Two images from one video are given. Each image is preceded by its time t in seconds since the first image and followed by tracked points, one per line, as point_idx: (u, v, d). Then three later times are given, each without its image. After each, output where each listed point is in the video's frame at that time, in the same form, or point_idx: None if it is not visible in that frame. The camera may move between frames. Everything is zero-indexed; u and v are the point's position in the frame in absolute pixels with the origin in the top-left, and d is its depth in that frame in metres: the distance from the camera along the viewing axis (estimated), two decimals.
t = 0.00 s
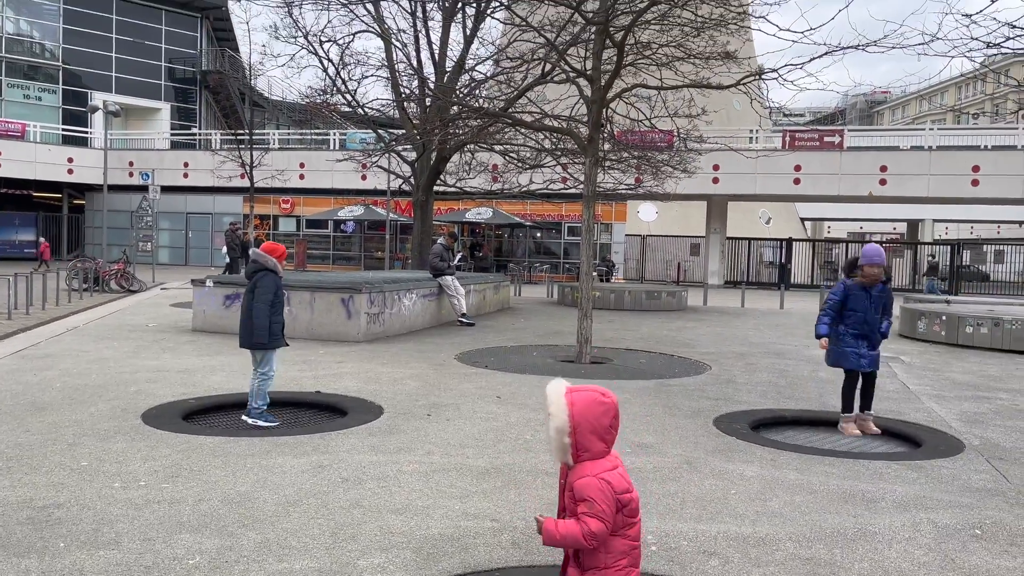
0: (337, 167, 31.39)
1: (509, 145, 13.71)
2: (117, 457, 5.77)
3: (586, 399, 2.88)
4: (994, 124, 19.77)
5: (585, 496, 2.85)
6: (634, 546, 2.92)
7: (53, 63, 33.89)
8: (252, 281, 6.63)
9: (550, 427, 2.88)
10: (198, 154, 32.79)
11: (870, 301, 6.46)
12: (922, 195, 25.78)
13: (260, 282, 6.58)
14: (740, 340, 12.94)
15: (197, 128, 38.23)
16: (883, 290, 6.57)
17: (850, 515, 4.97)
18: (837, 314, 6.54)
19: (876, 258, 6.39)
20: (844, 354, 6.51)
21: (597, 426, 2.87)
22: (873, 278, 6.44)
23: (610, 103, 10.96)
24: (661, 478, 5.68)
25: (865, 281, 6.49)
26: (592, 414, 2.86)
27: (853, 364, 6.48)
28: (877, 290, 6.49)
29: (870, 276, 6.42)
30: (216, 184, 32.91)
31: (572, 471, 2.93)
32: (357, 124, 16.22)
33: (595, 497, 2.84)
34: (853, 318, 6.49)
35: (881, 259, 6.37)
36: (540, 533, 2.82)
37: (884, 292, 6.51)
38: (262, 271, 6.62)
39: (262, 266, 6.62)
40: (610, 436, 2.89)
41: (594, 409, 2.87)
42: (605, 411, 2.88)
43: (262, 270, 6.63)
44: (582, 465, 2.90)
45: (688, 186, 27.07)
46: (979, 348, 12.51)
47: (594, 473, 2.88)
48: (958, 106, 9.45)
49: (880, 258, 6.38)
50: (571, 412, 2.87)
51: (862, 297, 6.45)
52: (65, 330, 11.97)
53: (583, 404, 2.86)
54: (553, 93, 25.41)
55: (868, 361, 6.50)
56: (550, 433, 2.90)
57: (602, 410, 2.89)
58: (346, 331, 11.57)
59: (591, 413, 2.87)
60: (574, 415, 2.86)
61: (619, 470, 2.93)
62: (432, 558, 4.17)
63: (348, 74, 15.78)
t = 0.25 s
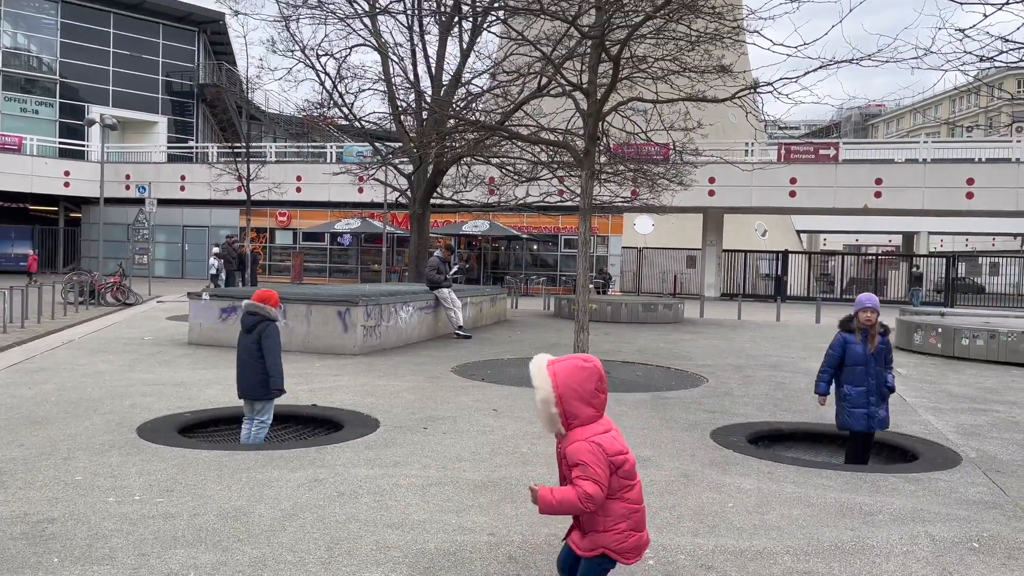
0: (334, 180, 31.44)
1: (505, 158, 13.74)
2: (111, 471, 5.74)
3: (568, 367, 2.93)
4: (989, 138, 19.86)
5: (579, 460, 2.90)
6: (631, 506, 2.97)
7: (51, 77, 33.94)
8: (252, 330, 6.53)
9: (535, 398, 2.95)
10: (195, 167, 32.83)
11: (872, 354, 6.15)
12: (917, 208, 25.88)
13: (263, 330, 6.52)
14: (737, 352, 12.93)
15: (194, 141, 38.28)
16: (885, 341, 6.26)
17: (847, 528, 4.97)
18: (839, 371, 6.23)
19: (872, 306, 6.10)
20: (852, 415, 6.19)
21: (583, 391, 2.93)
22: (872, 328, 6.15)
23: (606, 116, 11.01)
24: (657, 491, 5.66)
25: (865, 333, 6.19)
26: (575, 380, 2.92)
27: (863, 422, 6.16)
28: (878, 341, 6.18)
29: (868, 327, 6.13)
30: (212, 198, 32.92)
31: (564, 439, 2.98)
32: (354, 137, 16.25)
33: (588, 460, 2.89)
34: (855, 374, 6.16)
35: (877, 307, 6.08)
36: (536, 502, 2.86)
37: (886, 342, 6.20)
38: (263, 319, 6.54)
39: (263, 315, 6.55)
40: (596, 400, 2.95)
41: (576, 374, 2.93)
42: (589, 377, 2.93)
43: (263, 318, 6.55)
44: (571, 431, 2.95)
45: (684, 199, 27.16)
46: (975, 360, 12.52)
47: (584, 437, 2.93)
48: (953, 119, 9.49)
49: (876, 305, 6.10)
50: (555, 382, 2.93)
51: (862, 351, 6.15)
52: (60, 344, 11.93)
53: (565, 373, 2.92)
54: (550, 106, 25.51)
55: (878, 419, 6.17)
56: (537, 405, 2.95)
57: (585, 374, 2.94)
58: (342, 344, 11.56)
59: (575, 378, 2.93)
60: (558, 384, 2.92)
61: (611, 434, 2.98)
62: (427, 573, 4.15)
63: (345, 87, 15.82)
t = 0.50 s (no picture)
0: (331, 193, 31.49)
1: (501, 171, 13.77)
2: (106, 485, 5.71)
3: (579, 430, 2.85)
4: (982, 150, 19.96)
5: (573, 527, 2.85)
6: None
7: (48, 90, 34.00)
8: (262, 314, 6.57)
9: (542, 456, 2.88)
10: (191, 181, 32.86)
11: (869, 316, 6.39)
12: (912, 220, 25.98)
13: (272, 315, 6.56)
14: (733, 365, 12.93)
15: (191, 155, 38.32)
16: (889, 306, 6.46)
17: (845, 541, 4.95)
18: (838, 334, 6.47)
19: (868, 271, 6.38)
20: (848, 376, 6.38)
21: (589, 459, 2.85)
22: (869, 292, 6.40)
23: (601, 129, 11.04)
24: (655, 505, 5.64)
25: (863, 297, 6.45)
26: (583, 447, 2.84)
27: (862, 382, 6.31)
28: (877, 305, 6.40)
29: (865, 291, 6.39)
30: (209, 211, 32.94)
31: (563, 501, 2.92)
32: (351, 150, 16.29)
33: (583, 529, 2.84)
34: (853, 335, 6.40)
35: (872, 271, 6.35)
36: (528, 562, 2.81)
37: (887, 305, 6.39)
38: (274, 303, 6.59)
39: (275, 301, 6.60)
40: (601, 469, 2.87)
41: (587, 440, 2.85)
42: (601, 444, 2.84)
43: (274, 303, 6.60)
44: (572, 495, 2.89)
45: (680, 212, 27.24)
46: (971, 373, 12.52)
47: (582, 504, 2.87)
48: (946, 132, 9.54)
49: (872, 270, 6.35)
50: (564, 444, 2.86)
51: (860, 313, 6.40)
52: (55, 357, 11.89)
53: (576, 437, 2.84)
54: (546, 119, 25.60)
55: (875, 382, 6.29)
56: (543, 463, 2.90)
57: (595, 442, 2.86)
58: (339, 357, 11.53)
59: (584, 445, 2.85)
60: (567, 447, 2.85)
61: (609, 505, 2.90)
62: None
63: (342, 101, 15.87)
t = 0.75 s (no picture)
0: (327, 207, 31.50)
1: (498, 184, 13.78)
2: (101, 501, 5.68)
3: (572, 393, 3.03)
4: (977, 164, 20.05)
5: (575, 484, 2.95)
6: (622, 535, 2.98)
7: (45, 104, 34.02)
8: (274, 343, 6.58)
9: (537, 422, 3.01)
10: (188, 194, 32.86)
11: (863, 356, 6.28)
12: (908, 233, 26.07)
13: (286, 342, 6.61)
14: (730, 377, 12.92)
15: (188, 168, 38.34)
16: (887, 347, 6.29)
17: (843, 556, 4.93)
18: (835, 374, 6.38)
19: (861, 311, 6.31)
20: (842, 420, 6.31)
21: (584, 419, 3.01)
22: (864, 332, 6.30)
23: (598, 143, 11.06)
24: (652, 519, 5.62)
25: (858, 338, 6.36)
26: (577, 408, 3.00)
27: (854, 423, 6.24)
28: (868, 345, 6.26)
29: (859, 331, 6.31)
30: (206, 224, 32.91)
31: (560, 463, 3.04)
32: (347, 164, 16.30)
33: (585, 483, 2.94)
34: (846, 377, 6.30)
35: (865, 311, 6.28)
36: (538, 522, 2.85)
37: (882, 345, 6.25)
38: (287, 330, 6.63)
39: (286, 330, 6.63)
40: (596, 429, 3.02)
41: (579, 401, 3.02)
42: (590, 408, 3.01)
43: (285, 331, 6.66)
44: (569, 456, 3.01)
45: (676, 225, 27.29)
46: (968, 385, 12.53)
47: (582, 461, 2.99)
48: (941, 145, 9.59)
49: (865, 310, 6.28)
50: (558, 407, 3.01)
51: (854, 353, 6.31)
52: (50, 371, 11.83)
53: (568, 400, 3.01)
54: (543, 133, 25.66)
55: (868, 427, 6.21)
56: (538, 430, 3.02)
57: (587, 404, 3.03)
58: (335, 371, 11.50)
59: (577, 405, 3.01)
60: (561, 409, 3.01)
61: (606, 461, 3.04)
62: None
63: (339, 114, 15.90)
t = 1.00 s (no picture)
0: (324, 220, 31.53)
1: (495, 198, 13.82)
2: (96, 517, 5.64)
3: (583, 453, 2.92)
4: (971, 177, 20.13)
5: (575, 545, 2.89)
6: None
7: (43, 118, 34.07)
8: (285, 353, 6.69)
9: (546, 478, 2.91)
10: (185, 208, 32.89)
11: (854, 361, 6.34)
12: (903, 246, 26.15)
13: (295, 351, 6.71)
14: (727, 391, 12.92)
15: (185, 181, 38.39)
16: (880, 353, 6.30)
17: (841, 570, 4.91)
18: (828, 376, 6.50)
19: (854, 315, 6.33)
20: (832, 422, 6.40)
21: (593, 481, 2.92)
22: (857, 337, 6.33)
23: (594, 156, 11.09)
24: (649, 533, 5.60)
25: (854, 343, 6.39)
26: (587, 470, 2.91)
27: (842, 427, 6.31)
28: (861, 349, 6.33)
29: (852, 336, 6.34)
30: (203, 237, 32.91)
31: (562, 521, 2.97)
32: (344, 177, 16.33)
33: (584, 548, 2.89)
34: (836, 381, 6.40)
35: (856, 316, 6.30)
36: None
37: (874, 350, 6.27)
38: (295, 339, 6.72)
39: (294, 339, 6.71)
40: (602, 493, 2.95)
41: (590, 463, 2.92)
42: (600, 468, 2.92)
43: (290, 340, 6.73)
44: (572, 515, 2.95)
45: (673, 238, 27.35)
46: (965, 398, 12.54)
47: (584, 524, 2.93)
48: (935, 159, 9.64)
49: (856, 314, 6.30)
50: (568, 466, 2.91)
51: (846, 358, 6.36)
52: (46, 386, 11.79)
53: (579, 460, 2.90)
54: (539, 146, 25.80)
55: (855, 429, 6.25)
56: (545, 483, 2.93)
57: (596, 466, 2.94)
58: (332, 384, 11.47)
59: (587, 468, 2.91)
60: (571, 468, 2.91)
61: (608, 527, 2.98)
62: None
63: (336, 128, 15.95)
